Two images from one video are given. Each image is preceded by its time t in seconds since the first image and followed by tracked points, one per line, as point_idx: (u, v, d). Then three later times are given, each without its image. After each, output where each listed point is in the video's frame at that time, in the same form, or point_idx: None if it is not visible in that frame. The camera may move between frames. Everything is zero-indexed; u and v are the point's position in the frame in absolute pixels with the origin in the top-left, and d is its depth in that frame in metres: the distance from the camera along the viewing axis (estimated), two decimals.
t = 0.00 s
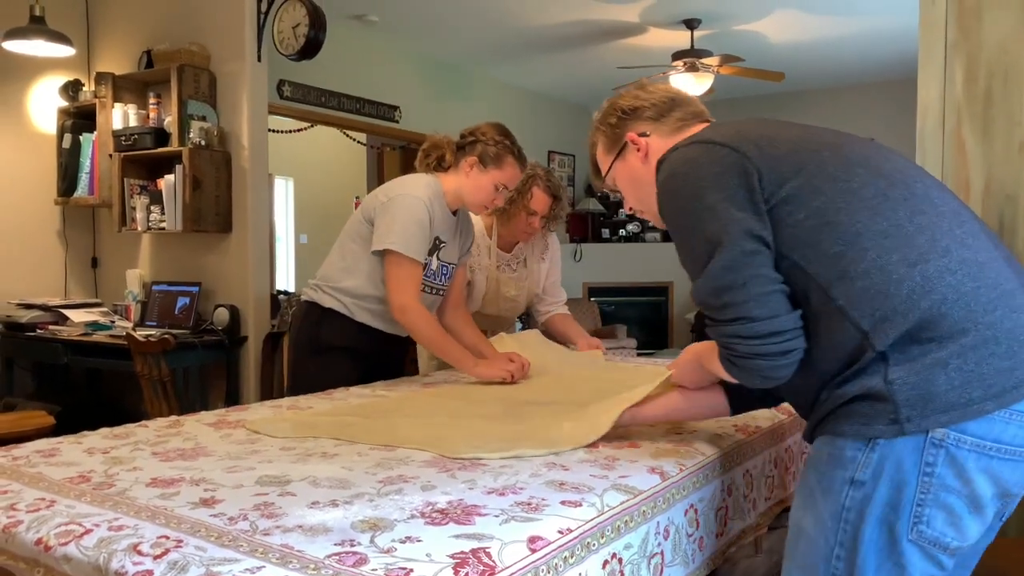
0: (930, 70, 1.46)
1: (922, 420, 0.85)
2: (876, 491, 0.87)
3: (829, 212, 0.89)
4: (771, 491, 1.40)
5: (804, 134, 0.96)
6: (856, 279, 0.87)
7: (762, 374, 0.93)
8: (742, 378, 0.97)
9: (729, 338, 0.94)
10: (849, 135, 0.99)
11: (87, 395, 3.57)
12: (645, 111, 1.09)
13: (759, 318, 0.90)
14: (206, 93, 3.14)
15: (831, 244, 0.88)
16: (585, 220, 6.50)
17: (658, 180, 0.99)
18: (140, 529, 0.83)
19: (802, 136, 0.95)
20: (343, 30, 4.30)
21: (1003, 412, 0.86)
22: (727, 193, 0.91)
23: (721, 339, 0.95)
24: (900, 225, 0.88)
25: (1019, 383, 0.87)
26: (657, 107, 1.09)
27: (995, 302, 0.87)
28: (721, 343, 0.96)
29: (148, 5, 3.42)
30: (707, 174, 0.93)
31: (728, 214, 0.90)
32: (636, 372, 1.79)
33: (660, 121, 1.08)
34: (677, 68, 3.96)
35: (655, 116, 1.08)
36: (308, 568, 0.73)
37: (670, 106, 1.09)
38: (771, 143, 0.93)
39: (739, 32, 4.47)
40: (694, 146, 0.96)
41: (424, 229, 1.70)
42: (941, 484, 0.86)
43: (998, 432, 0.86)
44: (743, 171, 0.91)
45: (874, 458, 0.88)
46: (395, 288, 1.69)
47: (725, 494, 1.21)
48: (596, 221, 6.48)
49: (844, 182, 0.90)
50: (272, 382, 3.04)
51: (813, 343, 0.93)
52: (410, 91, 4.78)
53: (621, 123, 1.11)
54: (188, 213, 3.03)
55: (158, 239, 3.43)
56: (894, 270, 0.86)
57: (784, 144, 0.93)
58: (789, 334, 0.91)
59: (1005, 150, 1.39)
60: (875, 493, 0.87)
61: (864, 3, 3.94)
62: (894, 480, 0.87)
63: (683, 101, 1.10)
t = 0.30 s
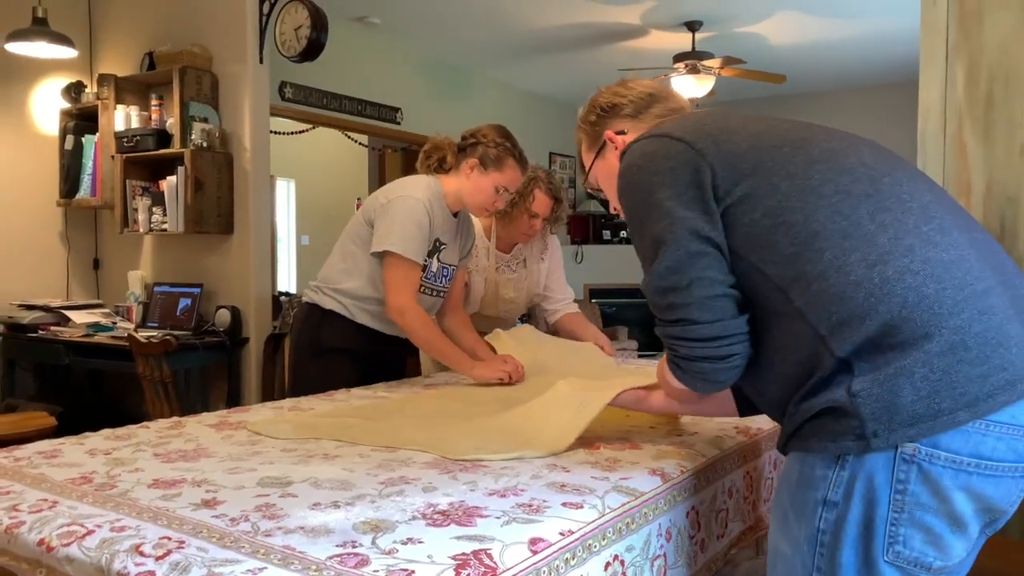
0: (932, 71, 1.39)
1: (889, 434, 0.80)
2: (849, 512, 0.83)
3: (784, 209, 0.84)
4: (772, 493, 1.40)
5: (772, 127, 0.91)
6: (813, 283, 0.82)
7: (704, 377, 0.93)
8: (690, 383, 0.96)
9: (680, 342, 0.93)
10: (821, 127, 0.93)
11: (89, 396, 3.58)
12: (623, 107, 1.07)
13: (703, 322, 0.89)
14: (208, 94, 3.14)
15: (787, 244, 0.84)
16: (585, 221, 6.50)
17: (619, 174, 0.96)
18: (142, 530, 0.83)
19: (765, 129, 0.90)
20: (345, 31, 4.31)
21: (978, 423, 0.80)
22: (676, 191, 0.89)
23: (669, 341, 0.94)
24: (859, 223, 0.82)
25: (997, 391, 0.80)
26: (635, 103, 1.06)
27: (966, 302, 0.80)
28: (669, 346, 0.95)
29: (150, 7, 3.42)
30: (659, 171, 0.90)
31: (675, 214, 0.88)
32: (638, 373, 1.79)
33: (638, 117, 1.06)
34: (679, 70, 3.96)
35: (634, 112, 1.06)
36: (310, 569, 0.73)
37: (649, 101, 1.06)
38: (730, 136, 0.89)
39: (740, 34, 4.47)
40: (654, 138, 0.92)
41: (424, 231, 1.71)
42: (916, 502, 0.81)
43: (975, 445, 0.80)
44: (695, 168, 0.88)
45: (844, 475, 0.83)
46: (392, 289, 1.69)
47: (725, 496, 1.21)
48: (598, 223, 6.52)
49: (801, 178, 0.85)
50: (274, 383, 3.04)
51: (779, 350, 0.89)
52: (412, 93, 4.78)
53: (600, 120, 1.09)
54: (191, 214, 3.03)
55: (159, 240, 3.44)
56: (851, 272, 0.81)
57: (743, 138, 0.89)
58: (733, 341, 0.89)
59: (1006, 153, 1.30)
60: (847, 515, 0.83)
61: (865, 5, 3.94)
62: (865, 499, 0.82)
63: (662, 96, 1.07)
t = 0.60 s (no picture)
0: (937, 74, 1.33)
1: (886, 439, 0.79)
2: (847, 518, 0.82)
3: (773, 214, 0.85)
4: (771, 496, 1.39)
5: (764, 134, 0.92)
6: (803, 286, 0.83)
7: (690, 390, 0.93)
8: (672, 399, 0.96)
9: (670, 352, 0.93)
10: (815, 133, 0.94)
11: (91, 398, 3.58)
12: (625, 129, 1.07)
13: (691, 334, 0.90)
14: (210, 97, 3.15)
15: (778, 249, 0.84)
16: (586, 224, 6.50)
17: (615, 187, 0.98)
18: (143, 532, 0.83)
19: (756, 136, 0.91)
20: (347, 34, 4.31)
21: (977, 426, 0.78)
22: (667, 203, 0.90)
23: (656, 351, 0.95)
24: (850, 224, 0.82)
25: (996, 392, 0.78)
26: (636, 124, 1.07)
27: (961, 302, 0.79)
28: (654, 356, 0.96)
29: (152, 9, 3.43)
30: (651, 183, 0.91)
31: (666, 225, 0.90)
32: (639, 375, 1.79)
33: (641, 137, 1.06)
34: (680, 73, 3.96)
35: (637, 132, 1.06)
36: (311, 570, 0.73)
37: (650, 121, 1.06)
38: (720, 144, 0.90)
39: (741, 36, 4.47)
40: (647, 151, 0.94)
41: (423, 231, 1.70)
42: (916, 508, 0.80)
43: (974, 449, 0.79)
44: (686, 178, 0.89)
45: (842, 481, 0.83)
46: (388, 288, 1.70)
47: (726, 498, 1.21)
48: (599, 225, 6.49)
49: (790, 183, 0.86)
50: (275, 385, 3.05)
51: (772, 358, 0.89)
52: (413, 95, 4.79)
53: (604, 142, 1.09)
54: (193, 216, 3.04)
55: (161, 242, 3.44)
56: (841, 274, 0.81)
57: (733, 146, 0.90)
58: (715, 357, 0.90)
59: (1008, 154, 1.20)
60: (846, 521, 0.82)
61: (865, 7, 3.94)
62: (865, 506, 0.81)
63: (665, 114, 1.07)
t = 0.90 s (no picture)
0: (934, 77, 1.31)
1: (898, 439, 0.79)
2: (858, 518, 0.82)
3: (786, 218, 0.85)
4: (772, 497, 1.39)
5: (773, 138, 0.91)
6: (816, 289, 0.82)
7: (703, 402, 0.92)
8: (682, 409, 0.95)
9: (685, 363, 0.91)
10: (824, 136, 0.94)
11: (92, 398, 3.58)
12: (632, 130, 1.06)
13: (705, 345, 0.89)
14: (211, 98, 3.15)
15: (790, 253, 0.84)
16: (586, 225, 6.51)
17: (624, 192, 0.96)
18: (144, 533, 0.83)
19: (766, 140, 0.91)
20: (347, 35, 4.31)
21: (990, 427, 0.78)
22: (683, 209, 0.89)
23: (668, 360, 0.93)
24: (862, 227, 0.82)
25: (1009, 393, 0.78)
26: (643, 126, 1.06)
27: (974, 303, 0.79)
28: (666, 365, 0.94)
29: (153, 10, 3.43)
30: (667, 190, 0.90)
31: (682, 235, 0.89)
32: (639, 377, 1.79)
33: (648, 139, 1.05)
34: (681, 74, 3.96)
35: (643, 134, 1.06)
36: (311, 571, 0.73)
37: (656, 123, 1.06)
38: (731, 149, 0.90)
39: (742, 38, 4.47)
40: (656, 160, 0.93)
41: (421, 231, 1.70)
42: (927, 508, 0.80)
43: (986, 449, 0.78)
44: (700, 185, 0.89)
45: (853, 481, 0.83)
46: (388, 289, 1.70)
47: (727, 499, 1.21)
48: (599, 226, 6.59)
49: (802, 186, 0.86)
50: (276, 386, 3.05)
51: (784, 361, 0.89)
52: (415, 96, 4.79)
53: (610, 144, 1.08)
54: (193, 218, 3.04)
55: (162, 243, 3.44)
56: (854, 276, 0.81)
57: (745, 150, 0.90)
58: (732, 368, 0.90)
59: (1010, 155, 1.20)
60: (857, 521, 0.82)
61: (867, 9, 3.94)
62: (876, 506, 0.81)
63: (669, 117, 1.07)
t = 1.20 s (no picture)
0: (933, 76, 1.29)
1: (920, 439, 0.79)
2: (873, 514, 0.82)
3: (821, 212, 0.82)
4: (772, 498, 1.39)
5: (802, 131, 0.89)
6: (848, 286, 0.81)
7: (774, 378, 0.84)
8: (749, 389, 0.86)
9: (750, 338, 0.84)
10: (847, 131, 0.92)
11: (92, 398, 3.58)
12: (645, 113, 1.04)
13: (775, 310, 0.83)
14: (212, 97, 3.15)
15: (823, 248, 0.82)
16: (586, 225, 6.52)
17: (651, 183, 0.93)
18: (144, 532, 0.83)
19: (795, 132, 0.89)
20: (348, 34, 4.31)
21: (1010, 431, 0.79)
22: (723, 192, 0.86)
23: (727, 338, 0.86)
24: (896, 227, 0.81)
25: None
26: (657, 109, 1.04)
27: (1002, 310, 0.80)
28: (723, 345, 0.87)
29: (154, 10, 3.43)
30: (704, 175, 0.87)
31: (726, 211, 0.84)
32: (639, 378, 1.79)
33: (661, 123, 1.03)
34: (682, 74, 3.96)
35: (657, 117, 1.03)
36: (312, 571, 0.73)
37: (672, 106, 1.04)
38: (765, 140, 0.87)
39: (743, 38, 4.47)
40: (686, 147, 0.90)
41: (416, 228, 1.71)
42: (943, 508, 0.80)
43: (1005, 452, 0.79)
44: (735, 171, 0.86)
45: (870, 478, 0.83)
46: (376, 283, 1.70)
47: (727, 499, 1.21)
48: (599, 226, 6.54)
49: (838, 180, 0.83)
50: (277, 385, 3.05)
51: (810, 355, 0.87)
52: (415, 96, 4.79)
53: (622, 126, 1.06)
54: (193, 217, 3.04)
55: (163, 243, 3.44)
56: (888, 277, 0.79)
57: (776, 141, 0.87)
58: (801, 333, 0.83)
59: (1012, 154, 1.19)
60: (872, 518, 0.83)
61: (868, 9, 3.94)
62: (892, 504, 0.82)
63: (685, 102, 1.05)
